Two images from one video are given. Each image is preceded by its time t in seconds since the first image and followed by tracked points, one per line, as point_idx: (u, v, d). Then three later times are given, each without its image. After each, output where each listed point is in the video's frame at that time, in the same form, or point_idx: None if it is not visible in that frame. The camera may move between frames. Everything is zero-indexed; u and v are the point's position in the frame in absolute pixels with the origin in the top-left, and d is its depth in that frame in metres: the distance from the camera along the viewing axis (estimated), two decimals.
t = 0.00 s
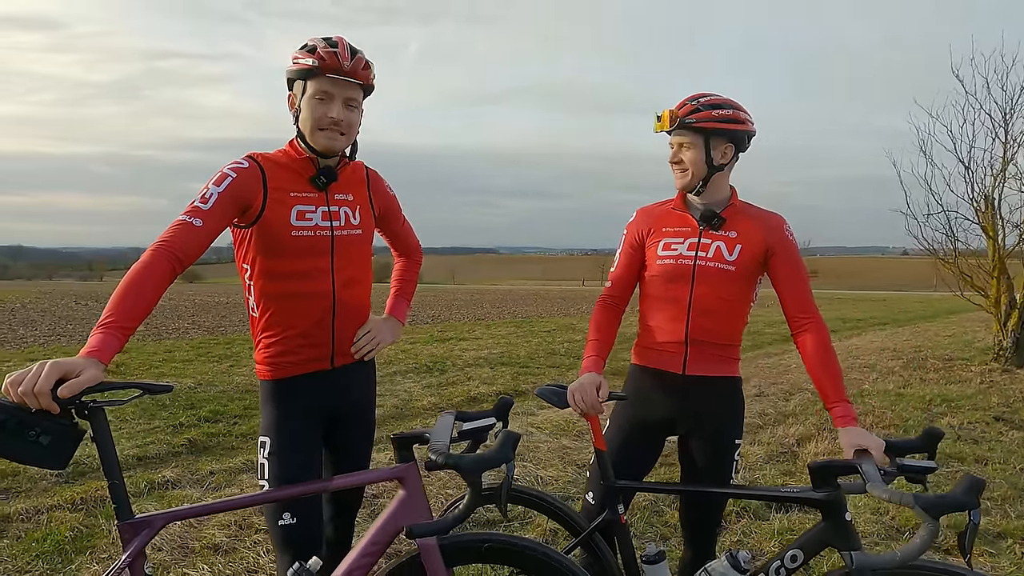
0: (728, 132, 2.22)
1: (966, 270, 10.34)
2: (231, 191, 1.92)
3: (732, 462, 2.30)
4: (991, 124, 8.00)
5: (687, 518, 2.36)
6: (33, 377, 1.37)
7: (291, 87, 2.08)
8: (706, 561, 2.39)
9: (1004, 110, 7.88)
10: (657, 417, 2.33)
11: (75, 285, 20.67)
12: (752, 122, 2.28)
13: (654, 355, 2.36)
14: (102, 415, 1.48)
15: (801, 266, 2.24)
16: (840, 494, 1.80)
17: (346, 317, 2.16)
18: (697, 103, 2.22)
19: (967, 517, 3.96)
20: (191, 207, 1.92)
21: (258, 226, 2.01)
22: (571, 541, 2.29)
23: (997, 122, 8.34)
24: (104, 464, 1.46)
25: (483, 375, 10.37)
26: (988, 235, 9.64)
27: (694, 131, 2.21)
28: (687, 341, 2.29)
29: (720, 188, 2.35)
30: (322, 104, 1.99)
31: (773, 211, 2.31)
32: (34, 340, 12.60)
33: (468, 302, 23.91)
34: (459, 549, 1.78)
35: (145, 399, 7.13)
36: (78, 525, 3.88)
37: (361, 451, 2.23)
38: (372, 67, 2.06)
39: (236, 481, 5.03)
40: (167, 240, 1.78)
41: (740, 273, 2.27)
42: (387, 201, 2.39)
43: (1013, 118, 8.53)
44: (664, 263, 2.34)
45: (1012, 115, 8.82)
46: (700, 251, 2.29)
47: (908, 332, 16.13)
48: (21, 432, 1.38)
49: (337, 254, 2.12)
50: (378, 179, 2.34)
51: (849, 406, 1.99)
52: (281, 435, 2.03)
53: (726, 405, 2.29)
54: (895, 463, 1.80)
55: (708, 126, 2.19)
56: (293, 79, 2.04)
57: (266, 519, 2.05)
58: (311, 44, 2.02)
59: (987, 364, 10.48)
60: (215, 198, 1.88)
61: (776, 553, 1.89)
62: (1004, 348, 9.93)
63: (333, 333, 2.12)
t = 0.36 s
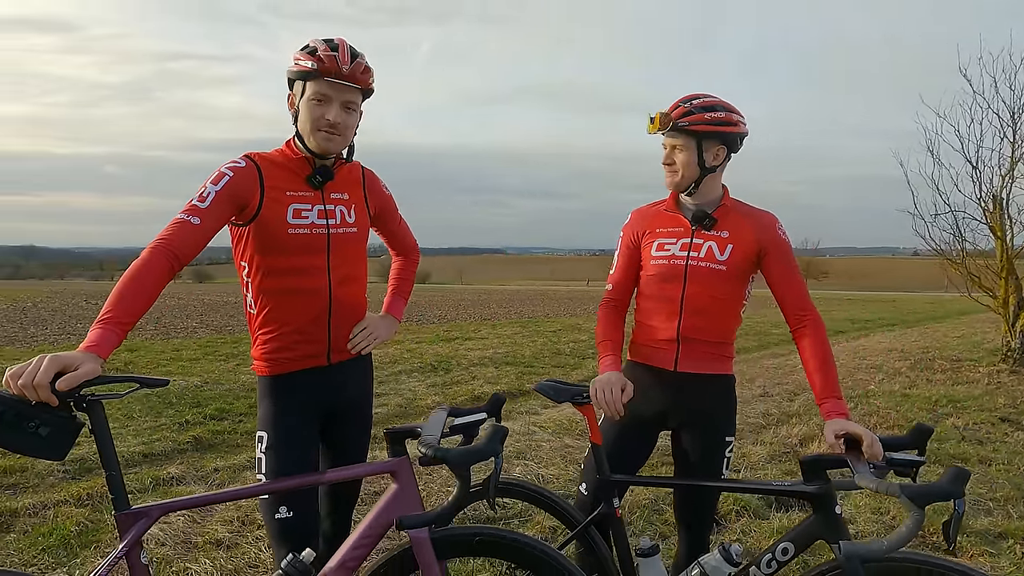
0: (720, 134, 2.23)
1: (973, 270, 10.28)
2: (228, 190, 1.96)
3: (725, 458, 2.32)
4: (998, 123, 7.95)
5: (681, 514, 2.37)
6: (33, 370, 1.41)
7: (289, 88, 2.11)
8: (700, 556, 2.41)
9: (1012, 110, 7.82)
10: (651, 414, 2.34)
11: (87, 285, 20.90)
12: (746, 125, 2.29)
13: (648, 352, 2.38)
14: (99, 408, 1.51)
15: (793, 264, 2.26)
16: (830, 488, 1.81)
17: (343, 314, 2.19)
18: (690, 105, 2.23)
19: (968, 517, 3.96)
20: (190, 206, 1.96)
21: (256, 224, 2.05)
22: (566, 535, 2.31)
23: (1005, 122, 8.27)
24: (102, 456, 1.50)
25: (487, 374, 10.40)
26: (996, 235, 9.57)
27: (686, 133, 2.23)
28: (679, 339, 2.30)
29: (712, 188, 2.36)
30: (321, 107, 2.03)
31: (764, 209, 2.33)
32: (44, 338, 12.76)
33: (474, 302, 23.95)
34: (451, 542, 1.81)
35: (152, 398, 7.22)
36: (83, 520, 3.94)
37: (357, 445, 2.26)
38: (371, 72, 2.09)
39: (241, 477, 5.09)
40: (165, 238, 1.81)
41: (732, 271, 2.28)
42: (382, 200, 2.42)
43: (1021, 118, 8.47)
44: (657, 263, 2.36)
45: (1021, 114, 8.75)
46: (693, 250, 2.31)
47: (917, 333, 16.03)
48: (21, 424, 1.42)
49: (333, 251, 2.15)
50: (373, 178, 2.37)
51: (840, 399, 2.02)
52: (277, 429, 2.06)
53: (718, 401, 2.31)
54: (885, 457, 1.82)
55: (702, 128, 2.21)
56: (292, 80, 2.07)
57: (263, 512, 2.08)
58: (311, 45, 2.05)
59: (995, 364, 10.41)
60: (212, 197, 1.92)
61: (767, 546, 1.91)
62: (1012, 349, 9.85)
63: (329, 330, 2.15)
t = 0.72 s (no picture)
0: (723, 144, 2.26)
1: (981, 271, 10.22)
2: (225, 190, 2.00)
3: (718, 453, 2.34)
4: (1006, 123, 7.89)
5: (674, 510, 2.39)
6: (34, 364, 1.45)
7: (295, 96, 2.08)
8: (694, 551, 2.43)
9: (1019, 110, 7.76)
10: (644, 411, 2.36)
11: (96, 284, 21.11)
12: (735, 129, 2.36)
13: (641, 350, 2.41)
14: (99, 402, 1.55)
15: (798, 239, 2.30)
16: (814, 484, 1.84)
17: (340, 311, 2.23)
18: (692, 120, 2.21)
19: (968, 516, 3.96)
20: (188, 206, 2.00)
21: (253, 223, 2.08)
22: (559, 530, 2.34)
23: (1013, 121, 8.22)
24: (101, 449, 1.54)
25: (492, 374, 10.43)
26: (1004, 236, 9.52)
27: (692, 151, 2.21)
28: (672, 338, 2.33)
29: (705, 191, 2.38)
30: (355, 114, 2.09)
31: (755, 206, 2.36)
32: (53, 337, 12.89)
33: (480, 301, 24.00)
34: (442, 536, 1.84)
35: (158, 396, 7.29)
36: (90, 515, 4.00)
37: (354, 439, 2.29)
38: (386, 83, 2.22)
39: (245, 474, 5.14)
40: (163, 236, 1.86)
41: (723, 270, 2.31)
42: (379, 199, 2.45)
43: None
44: (650, 263, 2.38)
45: None
46: (685, 251, 2.33)
47: (925, 334, 15.94)
48: (22, 417, 1.47)
49: (330, 250, 2.19)
50: (370, 177, 2.41)
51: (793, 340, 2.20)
52: (274, 424, 2.10)
53: (711, 398, 2.32)
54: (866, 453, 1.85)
55: (714, 142, 2.21)
56: (306, 90, 2.06)
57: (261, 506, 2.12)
58: (328, 52, 2.06)
59: (1002, 365, 10.35)
60: (209, 197, 1.96)
61: (752, 541, 1.95)
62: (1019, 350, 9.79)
63: (327, 326, 2.19)
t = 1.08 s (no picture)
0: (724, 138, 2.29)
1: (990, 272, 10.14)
2: (230, 190, 2.03)
3: (719, 450, 2.35)
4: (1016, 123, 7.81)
5: (677, 506, 2.41)
6: (42, 359, 1.49)
7: (305, 97, 2.10)
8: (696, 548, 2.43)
9: None
10: (644, 411, 2.37)
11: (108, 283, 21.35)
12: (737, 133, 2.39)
13: (641, 349, 2.41)
14: (106, 398, 1.58)
15: (790, 247, 2.32)
16: (814, 482, 1.85)
17: (344, 310, 2.26)
18: (699, 111, 2.23)
19: (974, 517, 3.96)
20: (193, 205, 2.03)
21: (257, 223, 2.11)
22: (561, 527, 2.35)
23: None
24: (107, 443, 1.57)
25: (498, 373, 10.47)
26: (1015, 236, 9.42)
27: (703, 138, 2.23)
28: (672, 337, 2.34)
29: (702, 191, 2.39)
30: (363, 118, 2.13)
31: (751, 207, 2.37)
32: (65, 335, 13.05)
33: (487, 301, 24.04)
34: (444, 531, 1.86)
35: (167, 394, 7.37)
36: (99, 511, 4.05)
37: (357, 435, 2.32)
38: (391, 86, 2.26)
39: (251, 471, 5.20)
40: (168, 235, 1.89)
41: (721, 270, 2.32)
42: (381, 198, 2.48)
43: None
44: (649, 264, 2.39)
45: None
46: (684, 252, 2.33)
47: (935, 335, 15.83)
48: (30, 412, 1.50)
49: (334, 249, 2.22)
50: (372, 177, 2.43)
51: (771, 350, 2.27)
52: (279, 421, 2.13)
53: (711, 397, 2.34)
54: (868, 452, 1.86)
55: (720, 133, 2.26)
56: (317, 92, 2.08)
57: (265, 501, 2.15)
58: (340, 57, 2.09)
59: (1012, 366, 10.26)
60: (215, 197, 1.99)
61: (754, 538, 1.96)
62: None
63: (330, 324, 2.22)
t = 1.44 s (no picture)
0: (714, 131, 2.28)
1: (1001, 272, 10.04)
2: (236, 185, 2.05)
3: (719, 446, 2.36)
4: None
5: (678, 501, 2.41)
6: (51, 351, 1.52)
7: (303, 94, 2.14)
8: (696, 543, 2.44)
9: None
10: (646, 407, 2.38)
11: (119, 283, 21.55)
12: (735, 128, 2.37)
13: (641, 345, 2.43)
14: (113, 389, 1.61)
15: (791, 245, 2.32)
16: (813, 478, 1.85)
17: (348, 305, 2.28)
18: (690, 104, 2.26)
19: (981, 517, 3.93)
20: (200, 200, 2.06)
21: (263, 219, 2.14)
22: (561, 522, 2.36)
23: None
24: (115, 433, 1.59)
25: (504, 372, 10.49)
26: None
27: (688, 130, 2.25)
28: (671, 334, 2.35)
29: (699, 187, 2.40)
30: (360, 112, 2.15)
31: (750, 203, 2.38)
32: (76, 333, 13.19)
33: (494, 301, 24.08)
34: (444, 524, 1.88)
35: (176, 391, 7.44)
36: (108, 505, 4.10)
37: (361, 429, 2.35)
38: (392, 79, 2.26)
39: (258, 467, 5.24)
40: (175, 230, 1.92)
41: (721, 267, 2.33)
42: (386, 195, 2.50)
43: None
44: (649, 260, 2.40)
45: None
46: (683, 248, 2.34)
47: (945, 336, 15.71)
48: (40, 402, 1.53)
49: (338, 244, 2.25)
50: (377, 173, 2.45)
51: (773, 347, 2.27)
52: (283, 415, 2.16)
53: (711, 393, 2.34)
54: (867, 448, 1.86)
55: (710, 125, 2.25)
56: (314, 87, 2.12)
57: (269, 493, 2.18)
58: (337, 52, 2.12)
59: None
60: (221, 192, 2.02)
61: (753, 534, 1.96)
62: None
63: (335, 319, 2.24)
